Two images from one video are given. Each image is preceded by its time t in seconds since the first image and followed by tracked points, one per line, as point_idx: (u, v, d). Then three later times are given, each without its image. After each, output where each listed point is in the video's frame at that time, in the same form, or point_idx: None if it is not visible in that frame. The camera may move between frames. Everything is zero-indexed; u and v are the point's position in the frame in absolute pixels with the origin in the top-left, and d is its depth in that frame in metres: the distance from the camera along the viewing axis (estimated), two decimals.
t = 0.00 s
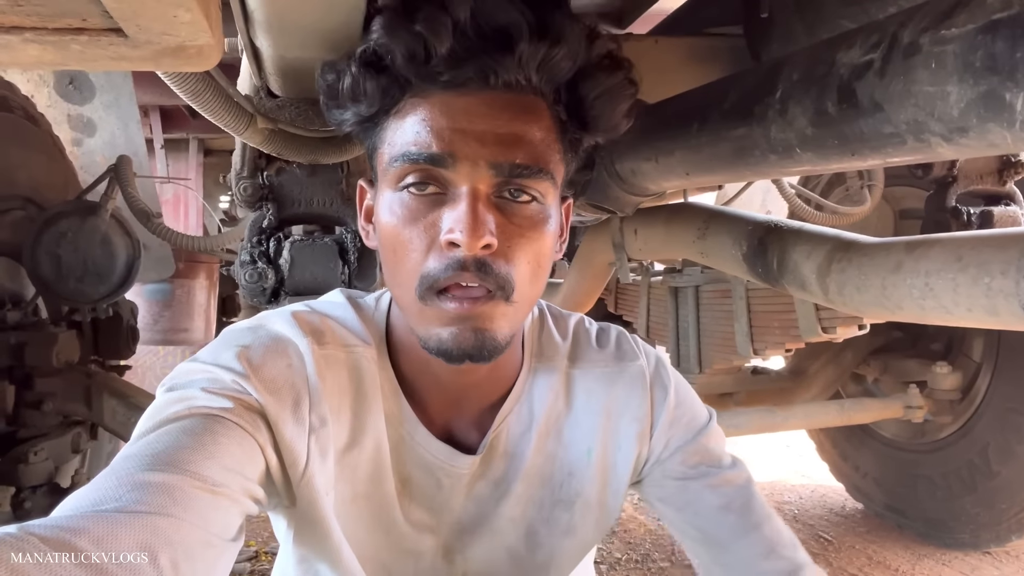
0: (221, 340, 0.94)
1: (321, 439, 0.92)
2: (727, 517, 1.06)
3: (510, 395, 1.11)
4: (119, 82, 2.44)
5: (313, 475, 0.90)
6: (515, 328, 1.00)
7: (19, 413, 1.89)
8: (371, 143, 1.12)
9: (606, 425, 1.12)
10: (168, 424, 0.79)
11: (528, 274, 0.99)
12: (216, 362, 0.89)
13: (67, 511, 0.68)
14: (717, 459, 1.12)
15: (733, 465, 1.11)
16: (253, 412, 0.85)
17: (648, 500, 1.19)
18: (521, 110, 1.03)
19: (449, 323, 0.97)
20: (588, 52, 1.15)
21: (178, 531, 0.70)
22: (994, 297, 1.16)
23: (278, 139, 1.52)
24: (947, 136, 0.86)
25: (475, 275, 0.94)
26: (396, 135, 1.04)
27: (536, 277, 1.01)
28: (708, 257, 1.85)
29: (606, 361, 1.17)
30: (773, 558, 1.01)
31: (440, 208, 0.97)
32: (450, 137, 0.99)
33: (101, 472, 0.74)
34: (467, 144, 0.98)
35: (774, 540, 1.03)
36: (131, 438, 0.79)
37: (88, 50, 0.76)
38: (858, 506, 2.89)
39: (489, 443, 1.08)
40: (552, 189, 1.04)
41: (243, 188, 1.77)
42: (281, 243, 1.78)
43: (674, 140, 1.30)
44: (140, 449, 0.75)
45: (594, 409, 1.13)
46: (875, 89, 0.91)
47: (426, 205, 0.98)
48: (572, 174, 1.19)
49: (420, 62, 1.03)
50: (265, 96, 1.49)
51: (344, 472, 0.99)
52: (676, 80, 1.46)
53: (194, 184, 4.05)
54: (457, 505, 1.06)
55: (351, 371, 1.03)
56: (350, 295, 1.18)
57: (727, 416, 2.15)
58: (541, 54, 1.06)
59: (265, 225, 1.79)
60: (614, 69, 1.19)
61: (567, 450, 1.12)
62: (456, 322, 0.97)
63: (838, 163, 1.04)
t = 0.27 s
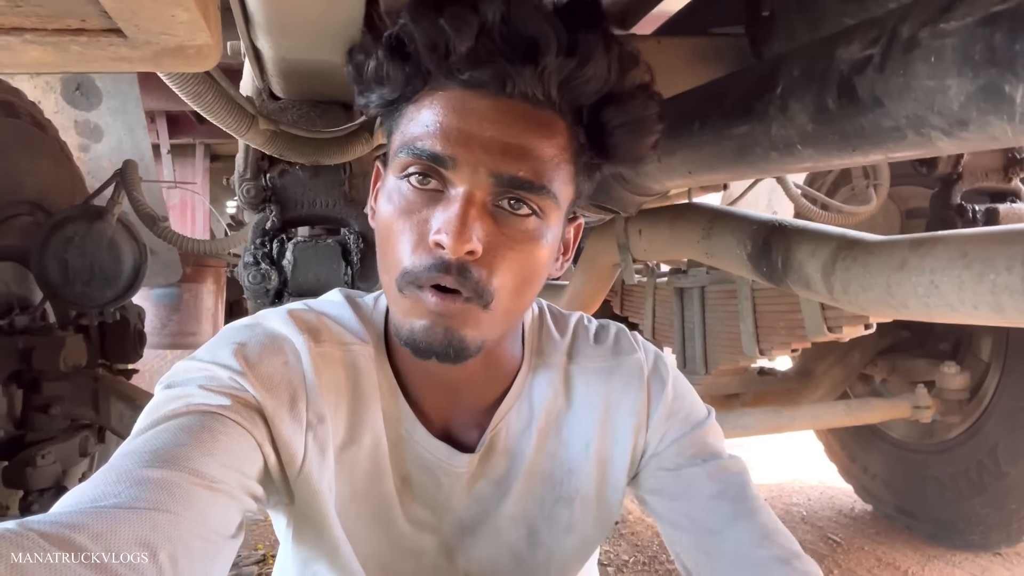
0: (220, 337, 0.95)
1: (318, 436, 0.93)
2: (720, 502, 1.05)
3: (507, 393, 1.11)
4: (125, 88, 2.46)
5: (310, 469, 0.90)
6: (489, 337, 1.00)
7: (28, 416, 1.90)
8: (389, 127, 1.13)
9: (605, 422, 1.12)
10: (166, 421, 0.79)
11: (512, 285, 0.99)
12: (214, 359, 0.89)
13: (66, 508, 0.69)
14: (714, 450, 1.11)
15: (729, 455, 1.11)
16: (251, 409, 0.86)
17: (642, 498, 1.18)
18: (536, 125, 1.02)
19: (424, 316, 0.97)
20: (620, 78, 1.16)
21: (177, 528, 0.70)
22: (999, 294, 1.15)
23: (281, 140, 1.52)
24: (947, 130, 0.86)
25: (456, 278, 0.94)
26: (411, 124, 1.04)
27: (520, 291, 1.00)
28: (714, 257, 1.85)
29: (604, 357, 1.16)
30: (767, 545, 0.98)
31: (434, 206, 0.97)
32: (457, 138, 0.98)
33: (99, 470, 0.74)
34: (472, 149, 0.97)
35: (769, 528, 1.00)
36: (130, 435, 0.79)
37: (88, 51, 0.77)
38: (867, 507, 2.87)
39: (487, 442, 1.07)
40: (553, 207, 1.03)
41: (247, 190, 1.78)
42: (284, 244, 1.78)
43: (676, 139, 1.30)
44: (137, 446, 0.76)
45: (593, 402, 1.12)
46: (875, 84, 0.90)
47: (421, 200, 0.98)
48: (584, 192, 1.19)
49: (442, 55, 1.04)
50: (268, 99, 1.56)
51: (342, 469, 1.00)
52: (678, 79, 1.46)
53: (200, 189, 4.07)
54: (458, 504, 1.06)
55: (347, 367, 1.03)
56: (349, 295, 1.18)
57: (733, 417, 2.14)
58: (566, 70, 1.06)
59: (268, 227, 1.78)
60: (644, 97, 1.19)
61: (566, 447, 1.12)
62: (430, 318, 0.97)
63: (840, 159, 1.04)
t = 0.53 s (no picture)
0: (222, 339, 0.95)
1: (320, 439, 0.93)
2: (714, 523, 1.05)
3: (508, 401, 1.12)
4: (121, 92, 2.47)
5: (310, 474, 0.91)
6: (493, 344, 1.00)
7: (24, 420, 1.91)
8: (390, 129, 1.13)
9: (606, 432, 1.12)
10: (168, 422, 0.79)
11: (515, 294, 0.99)
12: (216, 361, 0.89)
13: (69, 509, 0.69)
14: (716, 467, 1.10)
15: (731, 473, 1.10)
16: (253, 411, 0.86)
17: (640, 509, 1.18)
18: (539, 132, 1.02)
19: (423, 329, 0.98)
20: (625, 82, 1.15)
21: (179, 529, 0.70)
22: (996, 293, 1.16)
23: (283, 142, 1.52)
24: (946, 130, 0.86)
25: (455, 287, 0.94)
26: (411, 130, 1.04)
27: (524, 298, 1.01)
28: (711, 259, 1.85)
29: (608, 366, 1.16)
30: (759, 572, 1.00)
31: (434, 214, 0.98)
32: (457, 144, 0.98)
33: (101, 472, 0.74)
34: (472, 155, 0.97)
35: (762, 552, 1.02)
36: (132, 436, 0.79)
37: (95, 52, 0.77)
38: (864, 508, 2.88)
39: (486, 451, 1.08)
40: (556, 215, 1.03)
41: (247, 192, 1.79)
42: (284, 246, 1.78)
43: (674, 141, 1.31)
44: (140, 447, 0.76)
45: (595, 412, 1.12)
46: (874, 85, 0.91)
47: (422, 207, 0.98)
48: (589, 198, 1.20)
49: (441, 60, 1.04)
50: (268, 100, 1.57)
51: (344, 473, 1.00)
52: (676, 82, 1.47)
53: (196, 193, 4.06)
54: (458, 513, 1.07)
55: (347, 370, 1.03)
56: (351, 297, 1.18)
57: (730, 418, 2.14)
58: (569, 75, 1.06)
59: (268, 229, 1.78)
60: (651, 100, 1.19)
61: (567, 458, 1.12)
62: (428, 330, 0.98)
63: (839, 160, 1.04)
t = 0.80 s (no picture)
0: (221, 343, 0.95)
1: (319, 443, 0.93)
2: (696, 533, 1.05)
3: (507, 404, 1.12)
4: (116, 95, 2.49)
5: (309, 477, 0.91)
6: (498, 340, 1.00)
7: (17, 424, 1.88)
8: (387, 133, 1.13)
9: (602, 435, 1.12)
10: (166, 425, 0.79)
11: (520, 288, 0.99)
12: (215, 365, 0.89)
13: (67, 511, 0.68)
14: (706, 476, 1.10)
15: (719, 483, 1.10)
16: (252, 414, 0.86)
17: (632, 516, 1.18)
18: (537, 123, 1.03)
19: (427, 325, 0.97)
20: (619, 76, 1.16)
21: (178, 530, 0.70)
22: (990, 299, 1.17)
23: (282, 146, 1.52)
24: (944, 137, 0.88)
25: (461, 282, 0.94)
26: (410, 128, 1.05)
27: (528, 293, 1.01)
28: (706, 264, 1.86)
29: (606, 371, 1.16)
30: None
31: (437, 209, 0.98)
32: (457, 138, 0.99)
33: (100, 475, 0.74)
34: (473, 149, 0.98)
35: (743, 563, 1.01)
36: (131, 439, 0.79)
37: (100, 55, 0.77)
38: (856, 513, 2.89)
39: (484, 455, 1.08)
40: (558, 208, 1.03)
41: (246, 195, 1.78)
42: (283, 249, 1.79)
43: (673, 146, 1.32)
44: (138, 451, 0.76)
45: (591, 416, 1.12)
46: (873, 92, 0.92)
47: (424, 203, 0.98)
48: (586, 195, 1.20)
49: (440, 55, 1.05)
50: (268, 104, 1.56)
51: (343, 476, 1.00)
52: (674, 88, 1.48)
53: (190, 195, 4.05)
54: (455, 516, 1.07)
55: (347, 374, 1.03)
56: (349, 301, 1.18)
57: (725, 423, 2.15)
58: (565, 67, 1.07)
59: (268, 232, 1.79)
60: (644, 94, 1.19)
61: (563, 462, 1.12)
62: (434, 326, 0.97)
63: (837, 166, 1.05)
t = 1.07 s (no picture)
0: (219, 340, 0.94)
1: (318, 440, 0.93)
2: (693, 529, 1.05)
3: (506, 399, 1.12)
4: (112, 93, 2.48)
5: (308, 475, 0.90)
6: (501, 323, 0.99)
7: (17, 424, 1.87)
8: (376, 131, 1.14)
9: (602, 429, 1.12)
10: (165, 423, 0.79)
11: (519, 271, 0.98)
12: (213, 362, 0.89)
13: (64, 510, 0.68)
14: (705, 471, 1.09)
15: (718, 477, 1.09)
16: (250, 411, 0.85)
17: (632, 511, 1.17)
18: (520, 105, 1.04)
19: (430, 307, 0.96)
20: (597, 55, 1.15)
21: (175, 529, 0.70)
22: (989, 289, 1.17)
23: (277, 142, 1.52)
24: (940, 126, 0.87)
25: (459, 264, 0.94)
26: (396, 122, 1.05)
27: (529, 275, 1.00)
28: (705, 257, 1.86)
29: (605, 364, 1.16)
30: None
31: (429, 198, 0.98)
32: (443, 125, 1.00)
33: (97, 473, 0.74)
34: (459, 134, 0.99)
35: (740, 558, 1.01)
36: (129, 437, 0.79)
37: (87, 52, 0.77)
38: (858, 505, 2.89)
39: (484, 449, 1.08)
40: (549, 188, 1.03)
41: (241, 193, 1.78)
42: (278, 247, 1.78)
43: (668, 139, 1.31)
44: (136, 449, 0.76)
45: (590, 410, 1.12)
46: (868, 82, 0.91)
47: (416, 193, 0.99)
48: (577, 180, 1.19)
49: (419, 46, 1.06)
50: (261, 101, 1.55)
51: (342, 474, 1.00)
52: (670, 81, 1.47)
53: (189, 194, 4.05)
54: (455, 511, 1.06)
55: (346, 371, 1.03)
56: (348, 297, 1.18)
57: (725, 416, 2.15)
58: (542, 48, 1.06)
59: (263, 230, 1.78)
60: (623, 72, 1.18)
61: (563, 456, 1.12)
62: (437, 307, 0.95)
63: (833, 157, 1.05)
